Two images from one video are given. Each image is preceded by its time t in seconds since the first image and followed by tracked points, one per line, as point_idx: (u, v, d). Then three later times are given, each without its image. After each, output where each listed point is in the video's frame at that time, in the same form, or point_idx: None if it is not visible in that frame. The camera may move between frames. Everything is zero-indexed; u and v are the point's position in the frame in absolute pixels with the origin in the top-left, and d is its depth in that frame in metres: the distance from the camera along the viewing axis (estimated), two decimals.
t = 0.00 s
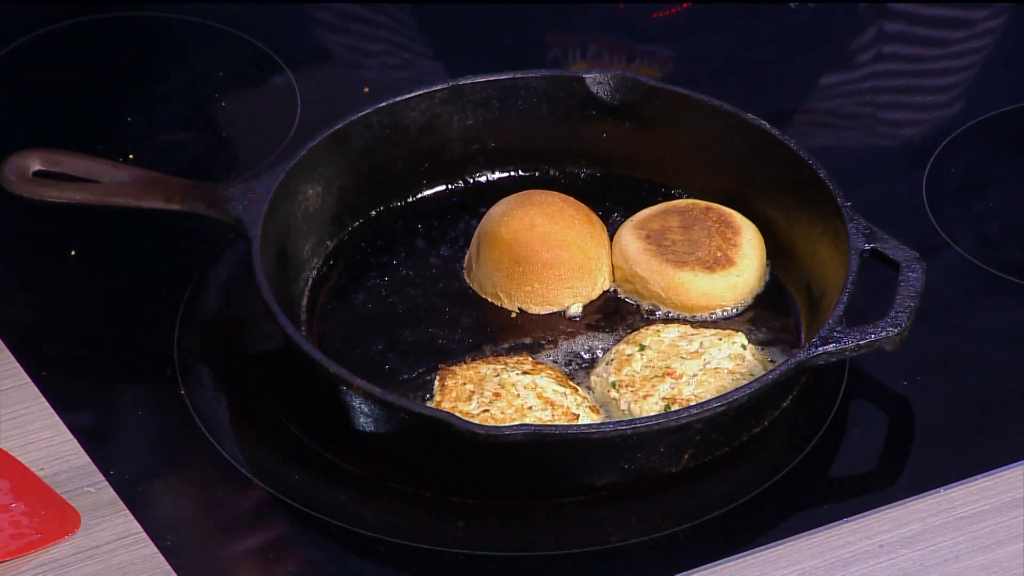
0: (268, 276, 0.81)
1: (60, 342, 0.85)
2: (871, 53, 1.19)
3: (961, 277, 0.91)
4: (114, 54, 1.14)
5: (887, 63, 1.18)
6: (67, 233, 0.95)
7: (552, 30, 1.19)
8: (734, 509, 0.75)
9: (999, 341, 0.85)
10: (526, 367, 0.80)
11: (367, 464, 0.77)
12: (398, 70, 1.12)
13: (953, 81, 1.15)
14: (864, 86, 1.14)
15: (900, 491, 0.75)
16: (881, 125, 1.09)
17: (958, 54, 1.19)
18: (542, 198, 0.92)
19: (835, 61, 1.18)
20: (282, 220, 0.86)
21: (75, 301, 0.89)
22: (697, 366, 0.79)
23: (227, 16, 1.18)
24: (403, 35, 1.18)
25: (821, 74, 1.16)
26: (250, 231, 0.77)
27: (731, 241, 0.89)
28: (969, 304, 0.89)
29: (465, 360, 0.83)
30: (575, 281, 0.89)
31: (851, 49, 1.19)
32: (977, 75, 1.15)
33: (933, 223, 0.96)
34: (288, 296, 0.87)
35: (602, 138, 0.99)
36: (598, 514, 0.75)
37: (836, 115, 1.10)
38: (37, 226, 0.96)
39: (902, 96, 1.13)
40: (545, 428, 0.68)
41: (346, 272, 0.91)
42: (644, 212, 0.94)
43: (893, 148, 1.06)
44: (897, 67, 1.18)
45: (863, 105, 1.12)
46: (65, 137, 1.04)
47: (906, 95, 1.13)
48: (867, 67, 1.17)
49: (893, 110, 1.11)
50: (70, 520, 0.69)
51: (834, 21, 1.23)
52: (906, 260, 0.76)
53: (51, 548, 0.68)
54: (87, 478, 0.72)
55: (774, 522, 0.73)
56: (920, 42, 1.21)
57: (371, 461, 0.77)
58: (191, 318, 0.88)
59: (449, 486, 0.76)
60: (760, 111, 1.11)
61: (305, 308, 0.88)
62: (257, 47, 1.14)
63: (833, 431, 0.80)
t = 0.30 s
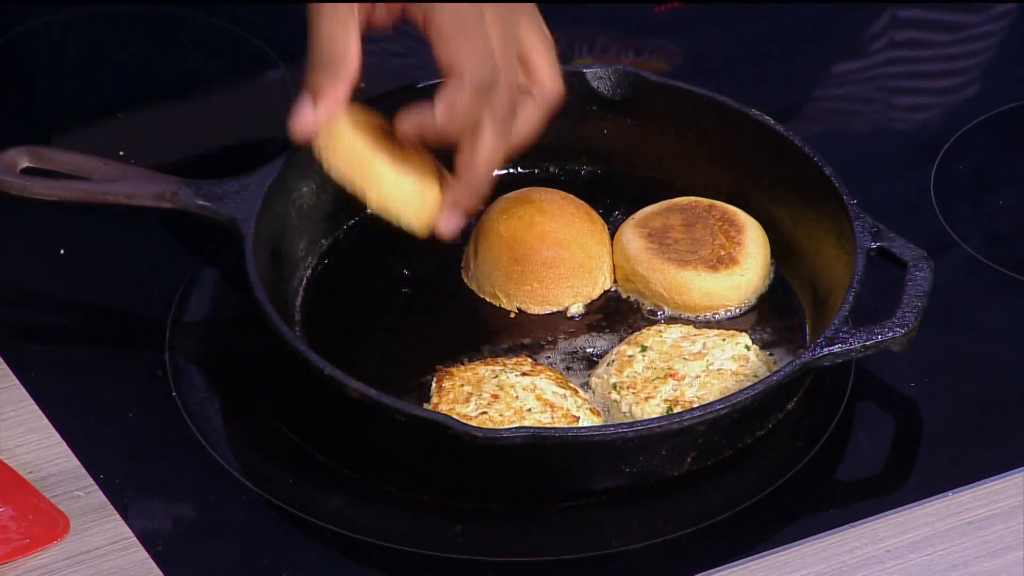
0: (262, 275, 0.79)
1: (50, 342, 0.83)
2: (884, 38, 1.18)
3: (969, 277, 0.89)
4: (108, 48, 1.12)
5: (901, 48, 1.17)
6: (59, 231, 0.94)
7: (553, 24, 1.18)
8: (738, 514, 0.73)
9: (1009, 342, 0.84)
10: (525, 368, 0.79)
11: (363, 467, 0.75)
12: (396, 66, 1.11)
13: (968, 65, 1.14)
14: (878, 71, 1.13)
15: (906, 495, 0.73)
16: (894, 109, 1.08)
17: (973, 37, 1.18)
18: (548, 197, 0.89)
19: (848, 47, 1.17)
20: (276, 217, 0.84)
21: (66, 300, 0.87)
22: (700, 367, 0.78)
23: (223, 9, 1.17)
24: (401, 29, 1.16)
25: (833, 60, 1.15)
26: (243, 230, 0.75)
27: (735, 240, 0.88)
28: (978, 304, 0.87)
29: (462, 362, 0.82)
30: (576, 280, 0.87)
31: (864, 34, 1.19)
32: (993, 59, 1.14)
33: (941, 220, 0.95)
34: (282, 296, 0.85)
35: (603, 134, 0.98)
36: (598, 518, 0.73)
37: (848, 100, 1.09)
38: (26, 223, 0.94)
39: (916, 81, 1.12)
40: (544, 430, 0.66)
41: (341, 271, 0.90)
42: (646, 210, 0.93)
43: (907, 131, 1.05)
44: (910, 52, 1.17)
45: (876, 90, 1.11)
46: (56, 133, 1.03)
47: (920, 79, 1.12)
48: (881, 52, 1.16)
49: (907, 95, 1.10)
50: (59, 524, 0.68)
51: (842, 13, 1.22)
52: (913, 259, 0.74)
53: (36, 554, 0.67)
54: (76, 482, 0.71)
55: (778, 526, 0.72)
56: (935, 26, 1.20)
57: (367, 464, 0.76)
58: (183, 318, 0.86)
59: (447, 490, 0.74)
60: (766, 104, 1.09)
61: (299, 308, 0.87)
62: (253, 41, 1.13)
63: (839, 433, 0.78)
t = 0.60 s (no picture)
0: (255, 275, 0.78)
1: (39, 344, 0.82)
2: (900, 34, 1.16)
3: (977, 275, 0.88)
4: (100, 43, 1.11)
5: (917, 43, 1.15)
6: (48, 229, 0.92)
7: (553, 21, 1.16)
8: (740, 518, 0.71)
9: (1018, 343, 0.82)
10: (524, 369, 0.77)
11: (357, 471, 0.74)
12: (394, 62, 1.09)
13: (985, 61, 1.12)
14: (892, 69, 1.12)
15: (913, 499, 0.71)
16: (909, 108, 1.06)
17: (990, 33, 1.16)
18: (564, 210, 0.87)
19: (861, 45, 1.15)
20: (270, 215, 0.83)
21: (56, 300, 0.86)
22: (702, 369, 0.76)
23: (219, 5, 1.16)
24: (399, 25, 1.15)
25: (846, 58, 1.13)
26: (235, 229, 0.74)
27: (739, 238, 0.86)
28: (986, 304, 0.85)
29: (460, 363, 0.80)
30: (576, 280, 0.85)
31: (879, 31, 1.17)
32: (1007, 55, 1.13)
33: (949, 218, 0.93)
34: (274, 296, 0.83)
35: (603, 130, 0.96)
36: (599, 523, 0.71)
37: (861, 99, 1.08)
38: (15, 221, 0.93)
39: (932, 78, 1.10)
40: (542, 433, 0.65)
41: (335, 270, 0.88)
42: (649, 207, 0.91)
43: (922, 130, 1.03)
44: (926, 47, 1.15)
45: (889, 89, 1.09)
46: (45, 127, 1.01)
47: (935, 76, 1.10)
48: (896, 48, 1.15)
49: (922, 93, 1.08)
50: (46, 530, 0.66)
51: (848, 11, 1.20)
52: (920, 258, 0.73)
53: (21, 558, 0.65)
54: (65, 486, 0.69)
55: (782, 531, 0.70)
56: (952, 21, 1.18)
57: (362, 467, 0.74)
58: (175, 318, 0.84)
59: (443, 494, 0.73)
60: (771, 103, 1.07)
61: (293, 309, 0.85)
62: (248, 36, 1.11)
63: (844, 435, 0.77)
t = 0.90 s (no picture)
0: (250, 275, 0.76)
1: (29, 344, 0.80)
2: (920, 34, 1.15)
3: (989, 275, 0.86)
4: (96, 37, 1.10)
5: (937, 42, 1.14)
6: (43, 228, 0.91)
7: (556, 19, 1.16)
8: (746, 523, 0.69)
9: None
10: (526, 371, 0.75)
11: (355, 475, 0.72)
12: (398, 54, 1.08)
13: (1006, 61, 1.10)
14: (911, 67, 1.10)
15: (923, 503, 0.69)
16: (930, 107, 1.04)
17: (1010, 32, 1.15)
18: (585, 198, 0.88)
19: (879, 45, 1.14)
20: (265, 213, 0.81)
21: (48, 300, 0.85)
22: (707, 370, 0.74)
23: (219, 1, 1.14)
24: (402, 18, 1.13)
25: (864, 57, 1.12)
26: (229, 226, 0.72)
27: (754, 236, 0.85)
28: (999, 304, 0.84)
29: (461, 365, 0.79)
30: (587, 275, 0.84)
31: (896, 30, 1.15)
32: None
33: (960, 216, 0.91)
34: (270, 295, 0.82)
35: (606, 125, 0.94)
36: (601, 528, 0.70)
37: (879, 98, 1.06)
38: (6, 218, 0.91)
39: (952, 77, 1.08)
40: (543, 435, 0.63)
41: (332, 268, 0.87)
42: (662, 201, 0.90)
43: (942, 129, 1.01)
44: (946, 45, 1.13)
45: (911, 88, 1.07)
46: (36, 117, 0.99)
47: (956, 74, 1.08)
48: (915, 48, 1.13)
49: (942, 92, 1.06)
50: (36, 535, 0.64)
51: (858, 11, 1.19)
52: (931, 256, 0.71)
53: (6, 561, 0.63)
54: (55, 489, 0.68)
55: (788, 535, 0.68)
56: (971, 20, 1.16)
57: (360, 471, 0.72)
58: (167, 318, 0.83)
59: (443, 499, 0.71)
60: (779, 101, 1.06)
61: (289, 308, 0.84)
62: (248, 31, 1.10)
63: (852, 438, 0.75)
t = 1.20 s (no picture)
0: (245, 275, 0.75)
1: (19, 343, 0.79)
2: (932, 30, 1.13)
3: (997, 272, 0.85)
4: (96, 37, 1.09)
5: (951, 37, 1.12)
6: (40, 231, 0.91)
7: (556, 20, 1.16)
8: (750, 524, 0.68)
9: None
10: (525, 371, 0.74)
11: (350, 477, 0.71)
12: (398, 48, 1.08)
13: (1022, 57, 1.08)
14: (924, 64, 1.09)
15: (932, 503, 0.68)
16: (945, 102, 1.03)
17: None
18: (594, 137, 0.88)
19: (889, 43, 1.13)
20: (260, 210, 0.80)
21: (41, 300, 0.84)
22: (711, 370, 0.73)
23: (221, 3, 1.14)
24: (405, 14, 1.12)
25: (874, 56, 1.11)
26: (222, 223, 0.71)
27: (763, 238, 0.83)
28: (1009, 302, 0.82)
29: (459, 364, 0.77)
30: (585, 262, 0.84)
31: (908, 27, 1.14)
32: None
33: (968, 212, 0.90)
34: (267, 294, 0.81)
35: (608, 121, 0.93)
36: (603, 531, 0.68)
37: (890, 96, 1.05)
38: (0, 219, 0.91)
39: (967, 73, 1.07)
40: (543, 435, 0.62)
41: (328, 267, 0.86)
42: (680, 197, 0.89)
43: (955, 125, 1.00)
44: (960, 41, 1.11)
45: (924, 84, 1.06)
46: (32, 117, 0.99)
47: (970, 71, 1.07)
48: (929, 44, 1.11)
49: (957, 88, 1.05)
50: (26, 538, 0.63)
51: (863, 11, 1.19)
52: (939, 254, 0.70)
53: None
54: (45, 493, 0.66)
55: (793, 537, 0.66)
56: (984, 16, 1.15)
57: (355, 473, 0.71)
58: (159, 319, 0.82)
59: (441, 501, 0.69)
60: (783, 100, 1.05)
61: (285, 307, 0.83)
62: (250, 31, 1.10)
63: (859, 439, 0.73)
